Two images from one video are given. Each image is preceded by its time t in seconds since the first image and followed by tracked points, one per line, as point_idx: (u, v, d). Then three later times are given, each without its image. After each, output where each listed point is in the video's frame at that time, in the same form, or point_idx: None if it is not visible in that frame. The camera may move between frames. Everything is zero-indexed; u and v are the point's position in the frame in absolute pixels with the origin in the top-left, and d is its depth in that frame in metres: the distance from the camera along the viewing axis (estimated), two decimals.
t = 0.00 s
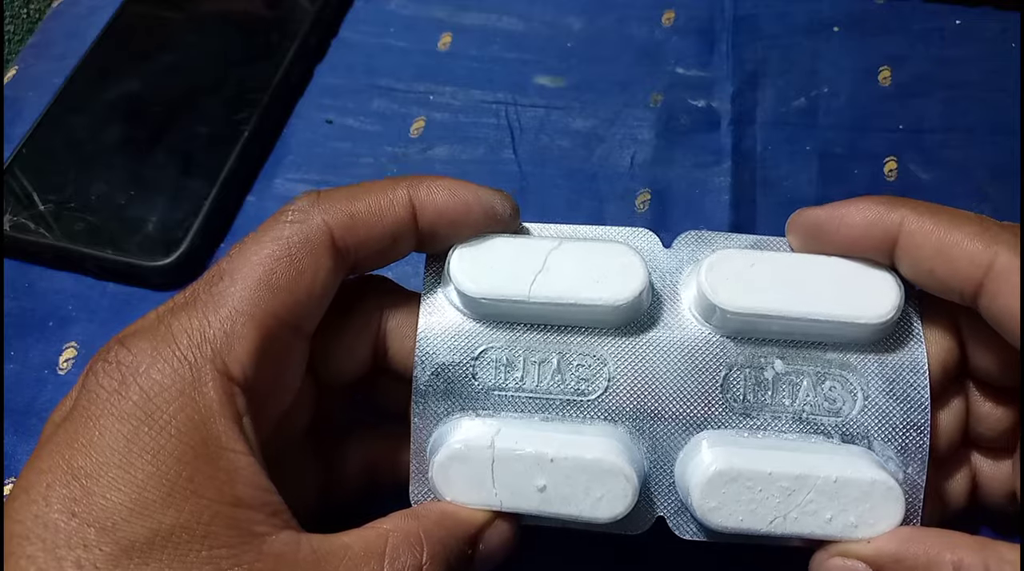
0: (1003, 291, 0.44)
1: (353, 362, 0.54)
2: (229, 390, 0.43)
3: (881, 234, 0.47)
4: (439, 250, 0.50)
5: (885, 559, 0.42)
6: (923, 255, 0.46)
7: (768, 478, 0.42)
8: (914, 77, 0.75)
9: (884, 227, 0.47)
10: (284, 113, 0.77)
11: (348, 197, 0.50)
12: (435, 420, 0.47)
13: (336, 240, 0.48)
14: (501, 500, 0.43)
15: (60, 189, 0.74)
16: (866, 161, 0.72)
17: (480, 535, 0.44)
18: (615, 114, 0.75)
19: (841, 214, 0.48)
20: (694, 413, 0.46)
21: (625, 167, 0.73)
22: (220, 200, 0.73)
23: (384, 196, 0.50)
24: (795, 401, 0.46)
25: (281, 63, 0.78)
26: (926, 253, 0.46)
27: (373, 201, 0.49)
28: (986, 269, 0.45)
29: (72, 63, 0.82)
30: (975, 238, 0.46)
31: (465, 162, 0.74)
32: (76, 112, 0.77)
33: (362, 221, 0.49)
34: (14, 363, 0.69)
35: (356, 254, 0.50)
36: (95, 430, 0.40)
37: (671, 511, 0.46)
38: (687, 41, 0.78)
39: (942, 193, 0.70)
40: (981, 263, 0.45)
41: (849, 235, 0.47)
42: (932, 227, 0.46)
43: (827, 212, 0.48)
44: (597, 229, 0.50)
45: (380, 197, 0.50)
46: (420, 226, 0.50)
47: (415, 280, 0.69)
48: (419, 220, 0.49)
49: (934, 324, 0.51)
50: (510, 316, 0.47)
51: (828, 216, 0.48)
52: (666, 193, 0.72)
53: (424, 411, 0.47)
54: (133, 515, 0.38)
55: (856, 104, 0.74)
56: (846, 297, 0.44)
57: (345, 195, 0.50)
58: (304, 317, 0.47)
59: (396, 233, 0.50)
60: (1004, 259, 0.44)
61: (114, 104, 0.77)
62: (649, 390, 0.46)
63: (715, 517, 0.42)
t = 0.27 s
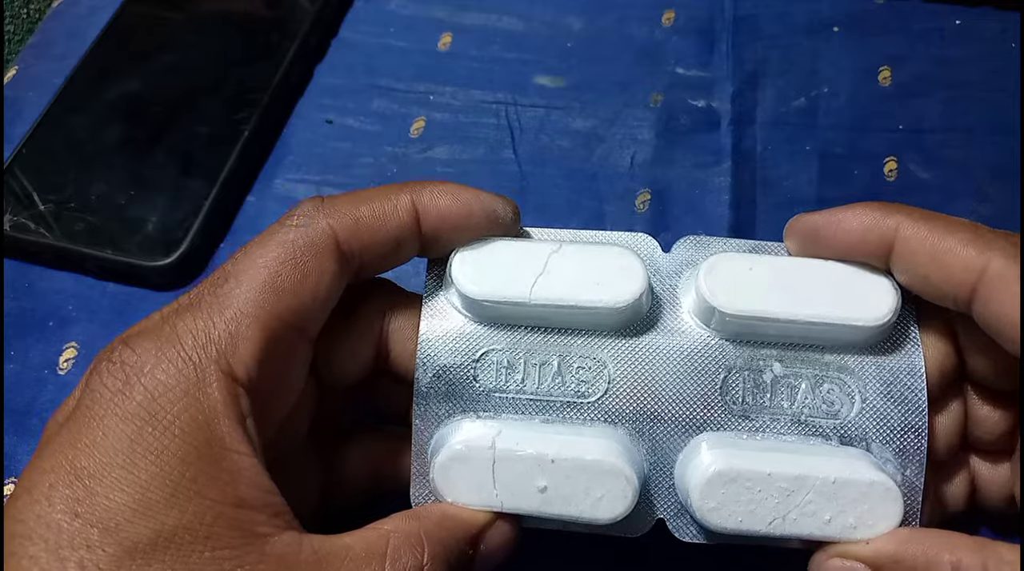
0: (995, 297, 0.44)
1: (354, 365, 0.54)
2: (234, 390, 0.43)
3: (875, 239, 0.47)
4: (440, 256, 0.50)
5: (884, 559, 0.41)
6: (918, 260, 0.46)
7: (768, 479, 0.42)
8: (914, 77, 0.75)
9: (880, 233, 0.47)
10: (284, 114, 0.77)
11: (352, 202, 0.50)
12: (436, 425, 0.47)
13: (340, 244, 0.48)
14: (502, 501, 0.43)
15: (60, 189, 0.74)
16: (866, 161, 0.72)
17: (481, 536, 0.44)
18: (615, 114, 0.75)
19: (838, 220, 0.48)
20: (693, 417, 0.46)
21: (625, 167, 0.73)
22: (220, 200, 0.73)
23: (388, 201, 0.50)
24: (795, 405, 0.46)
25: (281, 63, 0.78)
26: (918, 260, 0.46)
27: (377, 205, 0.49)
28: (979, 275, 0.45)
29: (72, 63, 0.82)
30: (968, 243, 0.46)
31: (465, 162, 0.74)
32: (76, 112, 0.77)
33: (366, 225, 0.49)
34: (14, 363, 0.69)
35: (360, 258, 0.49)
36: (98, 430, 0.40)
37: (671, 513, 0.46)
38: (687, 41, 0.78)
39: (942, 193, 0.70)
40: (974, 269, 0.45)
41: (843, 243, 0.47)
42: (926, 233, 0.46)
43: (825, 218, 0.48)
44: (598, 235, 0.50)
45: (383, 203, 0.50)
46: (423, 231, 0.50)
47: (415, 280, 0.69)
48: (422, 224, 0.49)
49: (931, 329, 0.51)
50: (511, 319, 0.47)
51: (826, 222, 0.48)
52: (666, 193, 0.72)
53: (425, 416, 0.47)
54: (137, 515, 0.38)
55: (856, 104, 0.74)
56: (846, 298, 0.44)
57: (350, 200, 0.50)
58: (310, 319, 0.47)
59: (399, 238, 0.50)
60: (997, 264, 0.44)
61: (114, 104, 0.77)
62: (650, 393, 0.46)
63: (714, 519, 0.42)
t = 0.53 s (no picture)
0: (1010, 279, 0.45)
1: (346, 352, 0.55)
2: (233, 395, 0.43)
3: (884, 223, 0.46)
4: (438, 241, 0.48)
5: (879, 539, 0.42)
6: (928, 243, 0.46)
7: (761, 448, 0.43)
8: (913, 77, 0.75)
9: (887, 215, 0.46)
10: (284, 114, 0.77)
11: (345, 193, 0.49)
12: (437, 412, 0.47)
13: (332, 238, 0.48)
14: (503, 475, 0.43)
15: (61, 190, 0.74)
16: (865, 161, 0.72)
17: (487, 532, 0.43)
18: (615, 114, 0.75)
19: (842, 200, 0.47)
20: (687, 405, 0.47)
21: (625, 167, 0.73)
22: (221, 200, 0.73)
23: (381, 191, 0.49)
24: (784, 389, 0.47)
25: (283, 64, 0.78)
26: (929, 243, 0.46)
27: (370, 195, 0.49)
28: (992, 256, 0.45)
29: (73, 64, 0.82)
30: (979, 226, 0.46)
31: (465, 162, 0.74)
32: (76, 113, 0.77)
33: (358, 217, 0.48)
34: (16, 363, 0.69)
35: (354, 248, 0.49)
36: (97, 439, 0.40)
37: (669, 500, 0.46)
38: (686, 42, 0.78)
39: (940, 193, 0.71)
40: (986, 250, 0.45)
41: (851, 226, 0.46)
42: (935, 216, 0.46)
43: (828, 198, 0.47)
44: (595, 214, 0.48)
45: (376, 193, 0.49)
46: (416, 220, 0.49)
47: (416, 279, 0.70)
48: (416, 213, 0.49)
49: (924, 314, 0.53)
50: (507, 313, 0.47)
51: (829, 202, 0.47)
52: (666, 193, 0.72)
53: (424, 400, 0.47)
54: (137, 524, 0.39)
55: (855, 104, 0.74)
56: (839, 292, 0.45)
57: (342, 188, 0.49)
58: (301, 315, 0.46)
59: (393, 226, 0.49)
60: (1009, 247, 0.44)
61: (115, 105, 0.78)
62: (644, 382, 0.47)
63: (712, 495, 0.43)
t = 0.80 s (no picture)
0: (1008, 279, 0.45)
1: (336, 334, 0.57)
2: (223, 389, 0.43)
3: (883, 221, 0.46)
4: (434, 236, 0.48)
5: (878, 534, 0.42)
6: (928, 243, 0.46)
7: (759, 438, 0.44)
8: (913, 77, 0.75)
9: (885, 215, 0.46)
10: (284, 114, 0.77)
11: (333, 187, 0.49)
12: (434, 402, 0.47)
13: (322, 232, 0.48)
14: (506, 463, 0.44)
15: (61, 190, 0.74)
16: (865, 161, 0.72)
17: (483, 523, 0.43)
18: (615, 114, 0.75)
19: (840, 201, 0.46)
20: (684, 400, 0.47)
21: (625, 167, 0.73)
22: (221, 200, 0.73)
23: (370, 185, 0.49)
24: (782, 382, 0.47)
25: (284, 64, 0.78)
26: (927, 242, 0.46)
27: (359, 189, 0.49)
28: (991, 256, 0.45)
29: (73, 64, 0.82)
30: (980, 226, 0.45)
31: (465, 162, 0.74)
32: (76, 113, 0.77)
33: (347, 212, 0.49)
34: (16, 362, 0.69)
35: (347, 240, 0.50)
36: (88, 434, 0.40)
37: (668, 491, 0.47)
38: (686, 42, 0.78)
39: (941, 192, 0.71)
40: (985, 251, 0.45)
41: (851, 223, 0.46)
42: (935, 215, 0.46)
43: (827, 198, 0.47)
44: (593, 210, 0.48)
45: (365, 187, 0.49)
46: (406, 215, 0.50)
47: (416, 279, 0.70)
48: (406, 208, 0.49)
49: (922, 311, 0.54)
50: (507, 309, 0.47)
51: (827, 202, 0.46)
52: (666, 193, 0.72)
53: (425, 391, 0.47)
54: (125, 517, 0.38)
55: (855, 104, 0.74)
56: (833, 287, 0.45)
57: (331, 181, 0.49)
58: (291, 309, 0.47)
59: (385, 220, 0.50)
60: (1010, 248, 0.44)
61: (115, 105, 0.78)
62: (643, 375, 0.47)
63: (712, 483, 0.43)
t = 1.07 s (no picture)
0: (1000, 280, 0.45)
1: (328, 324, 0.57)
2: (231, 396, 0.43)
3: (887, 212, 0.46)
4: (438, 228, 0.50)
5: (883, 537, 0.43)
6: (924, 238, 0.46)
7: (766, 404, 0.44)
8: (913, 77, 0.75)
9: (889, 204, 0.46)
10: (284, 114, 0.77)
11: (345, 195, 0.49)
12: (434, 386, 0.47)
13: (336, 239, 0.48)
14: (511, 430, 0.43)
15: (61, 190, 0.74)
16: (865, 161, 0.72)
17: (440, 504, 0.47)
18: (615, 114, 0.75)
19: (850, 182, 0.47)
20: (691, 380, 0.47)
21: (625, 166, 0.73)
22: (221, 200, 0.73)
23: (378, 188, 0.50)
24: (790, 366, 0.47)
25: (284, 63, 0.78)
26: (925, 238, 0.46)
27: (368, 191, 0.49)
28: (985, 257, 0.45)
29: (73, 64, 0.82)
30: (977, 224, 0.45)
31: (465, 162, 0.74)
32: (77, 112, 0.77)
33: (360, 219, 0.49)
34: (16, 362, 0.69)
35: (361, 246, 0.50)
36: (91, 437, 0.40)
37: (676, 467, 0.45)
38: (687, 42, 0.78)
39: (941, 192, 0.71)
40: (980, 251, 0.45)
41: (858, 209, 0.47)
42: (935, 211, 0.46)
43: (838, 178, 0.48)
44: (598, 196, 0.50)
45: (375, 193, 0.50)
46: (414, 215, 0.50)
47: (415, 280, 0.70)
48: (412, 207, 0.50)
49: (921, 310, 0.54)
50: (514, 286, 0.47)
51: (838, 183, 0.48)
52: (666, 193, 0.72)
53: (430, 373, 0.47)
54: (125, 523, 0.38)
55: (855, 104, 0.74)
56: (836, 263, 0.46)
57: (340, 186, 0.50)
58: (303, 316, 0.47)
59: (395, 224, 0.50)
60: (1004, 248, 0.44)
61: (115, 105, 0.78)
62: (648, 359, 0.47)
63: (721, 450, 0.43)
